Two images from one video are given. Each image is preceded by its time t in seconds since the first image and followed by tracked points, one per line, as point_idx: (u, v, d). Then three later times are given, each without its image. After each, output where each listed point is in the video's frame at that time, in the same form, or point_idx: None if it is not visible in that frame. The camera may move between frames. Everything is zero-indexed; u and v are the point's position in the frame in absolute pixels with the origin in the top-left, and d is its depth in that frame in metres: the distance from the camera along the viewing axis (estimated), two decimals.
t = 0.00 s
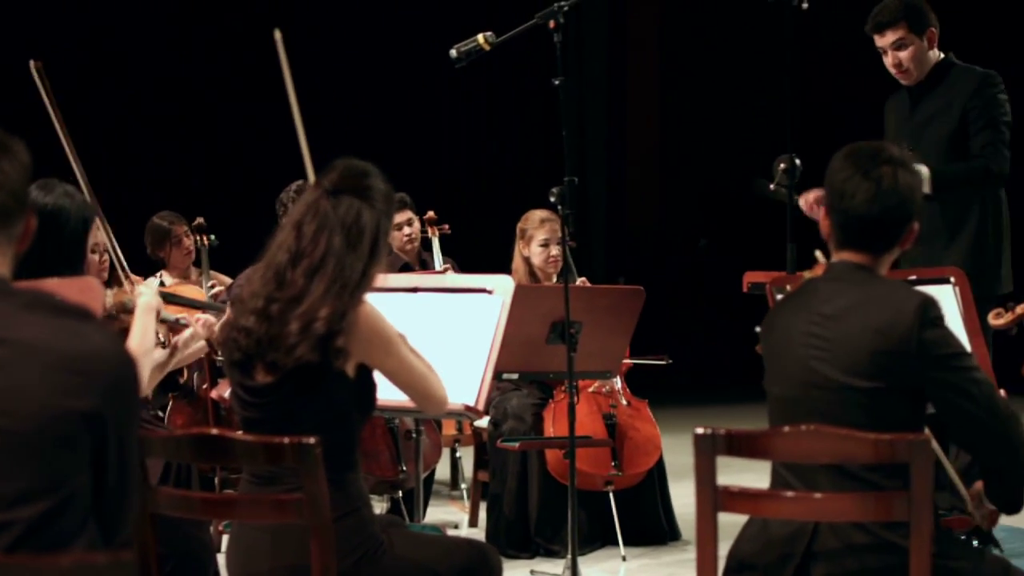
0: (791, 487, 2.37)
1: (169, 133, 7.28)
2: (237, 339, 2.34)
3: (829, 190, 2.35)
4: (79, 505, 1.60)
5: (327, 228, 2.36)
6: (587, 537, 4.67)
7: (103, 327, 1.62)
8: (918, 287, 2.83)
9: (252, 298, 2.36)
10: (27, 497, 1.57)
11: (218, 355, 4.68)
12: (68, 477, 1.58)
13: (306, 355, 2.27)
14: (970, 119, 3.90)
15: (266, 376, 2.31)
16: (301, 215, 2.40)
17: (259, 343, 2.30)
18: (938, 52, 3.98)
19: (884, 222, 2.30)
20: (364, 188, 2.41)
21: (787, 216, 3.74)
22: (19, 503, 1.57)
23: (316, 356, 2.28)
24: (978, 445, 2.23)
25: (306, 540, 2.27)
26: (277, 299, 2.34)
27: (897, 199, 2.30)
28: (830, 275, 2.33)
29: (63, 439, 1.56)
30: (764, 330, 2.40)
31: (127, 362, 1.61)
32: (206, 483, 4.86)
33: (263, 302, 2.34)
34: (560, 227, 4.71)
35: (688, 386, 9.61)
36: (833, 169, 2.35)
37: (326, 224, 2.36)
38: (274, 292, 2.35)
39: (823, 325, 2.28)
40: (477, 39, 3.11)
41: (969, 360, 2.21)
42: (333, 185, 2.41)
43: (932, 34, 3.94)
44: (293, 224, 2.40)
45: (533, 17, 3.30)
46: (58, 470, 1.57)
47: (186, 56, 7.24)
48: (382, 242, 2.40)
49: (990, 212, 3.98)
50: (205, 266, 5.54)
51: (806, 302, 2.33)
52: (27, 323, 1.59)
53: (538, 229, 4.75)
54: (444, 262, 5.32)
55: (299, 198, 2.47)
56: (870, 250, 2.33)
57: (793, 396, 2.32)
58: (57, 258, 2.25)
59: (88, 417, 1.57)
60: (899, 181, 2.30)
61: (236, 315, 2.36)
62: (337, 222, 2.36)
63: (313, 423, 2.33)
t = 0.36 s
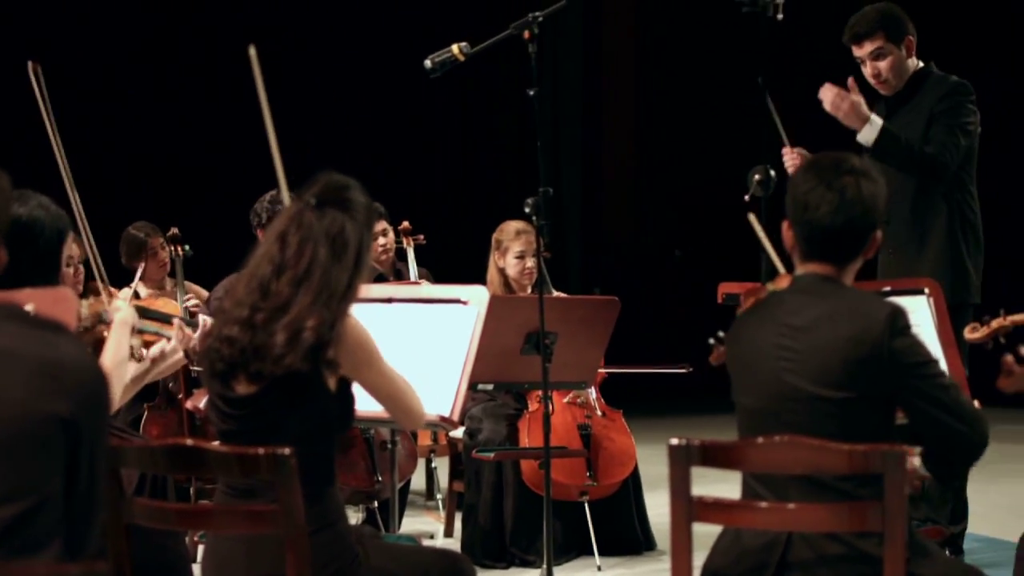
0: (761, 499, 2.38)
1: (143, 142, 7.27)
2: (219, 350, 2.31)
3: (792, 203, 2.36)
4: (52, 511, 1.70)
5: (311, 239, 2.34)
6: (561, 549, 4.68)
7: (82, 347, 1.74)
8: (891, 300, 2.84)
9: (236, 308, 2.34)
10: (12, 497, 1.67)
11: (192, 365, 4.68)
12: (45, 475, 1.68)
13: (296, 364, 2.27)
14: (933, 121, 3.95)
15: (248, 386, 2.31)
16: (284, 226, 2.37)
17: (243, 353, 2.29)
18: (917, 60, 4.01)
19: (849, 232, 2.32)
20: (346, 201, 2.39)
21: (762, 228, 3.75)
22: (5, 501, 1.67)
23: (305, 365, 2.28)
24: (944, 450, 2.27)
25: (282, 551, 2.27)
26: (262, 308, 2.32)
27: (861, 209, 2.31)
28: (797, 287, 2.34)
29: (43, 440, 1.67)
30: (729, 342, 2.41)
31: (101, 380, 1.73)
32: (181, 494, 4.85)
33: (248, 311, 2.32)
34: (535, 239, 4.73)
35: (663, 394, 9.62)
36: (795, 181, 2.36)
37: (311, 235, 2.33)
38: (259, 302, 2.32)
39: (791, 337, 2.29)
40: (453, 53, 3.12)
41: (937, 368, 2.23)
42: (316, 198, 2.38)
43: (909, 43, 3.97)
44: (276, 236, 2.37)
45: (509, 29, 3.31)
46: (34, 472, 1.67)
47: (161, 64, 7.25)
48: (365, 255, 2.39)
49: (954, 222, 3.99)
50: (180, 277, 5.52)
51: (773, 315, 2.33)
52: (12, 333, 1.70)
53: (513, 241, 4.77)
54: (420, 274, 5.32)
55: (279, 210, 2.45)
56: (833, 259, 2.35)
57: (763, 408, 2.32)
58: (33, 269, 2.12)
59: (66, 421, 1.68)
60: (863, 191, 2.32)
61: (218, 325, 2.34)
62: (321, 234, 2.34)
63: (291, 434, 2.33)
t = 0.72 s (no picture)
0: (744, 507, 2.38)
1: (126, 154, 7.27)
2: (207, 361, 2.32)
3: (777, 210, 2.36)
4: (45, 520, 1.74)
5: (300, 251, 2.31)
6: (543, 555, 4.69)
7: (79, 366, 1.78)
8: (874, 308, 2.86)
9: (224, 318, 2.34)
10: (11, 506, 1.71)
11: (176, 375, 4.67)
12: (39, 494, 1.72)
13: (284, 376, 2.26)
14: (917, 133, 3.95)
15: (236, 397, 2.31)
16: (273, 237, 2.34)
17: (230, 363, 2.29)
18: (900, 70, 4.02)
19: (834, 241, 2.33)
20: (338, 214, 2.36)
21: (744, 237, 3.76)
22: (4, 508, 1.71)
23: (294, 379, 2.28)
24: (917, 454, 2.31)
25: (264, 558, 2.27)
26: (250, 318, 2.31)
27: (847, 219, 2.33)
28: (781, 295, 2.33)
29: (41, 457, 1.71)
30: (709, 350, 2.40)
31: (97, 397, 1.77)
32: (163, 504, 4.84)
33: (237, 320, 2.31)
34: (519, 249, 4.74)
35: (646, 404, 9.63)
36: (780, 189, 2.36)
37: (299, 246, 2.30)
38: (247, 312, 2.31)
39: (774, 346, 2.29)
40: (436, 62, 3.13)
41: (915, 377, 2.27)
42: (307, 208, 2.35)
43: (891, 53, 3.97)
44: (266, 246, 2.34)
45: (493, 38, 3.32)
46: (31, 485, 1.71)
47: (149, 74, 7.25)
48: (354, 269, 2.35)
49: (938, 236, 4.01)
50: (162, 287, 5.51)
51: (758, 322, 2.33)
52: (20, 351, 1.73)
53: (498, 251, 4.78)
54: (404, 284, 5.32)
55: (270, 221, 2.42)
56: (817, 269, 2.36)
57: (747, 416, 2.32)
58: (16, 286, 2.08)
59: (65, 439, 1.73)
60: (848, 202, 2.33)
61: (205, 335, 2.34)
62: (308, 245, 2.31)
63: (275, 443, 2.33)
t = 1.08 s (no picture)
0: (735, 511, 2.38)
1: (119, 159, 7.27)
2: (199, 368, 2.32)
3: (775, 216, 2.37)
4: (48, 540, 1.65)
5: (292, 257, 2.31)
6: (534, 562, 4.69)
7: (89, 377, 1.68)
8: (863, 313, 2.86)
9: (215, 326, 2.34)
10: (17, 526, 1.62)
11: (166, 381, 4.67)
12: (36, 514, 1.62)
13: (275, 385, 2.26)
14: (906, 141, 3.96)
15: (226, 403, 2.31)
16: (266, 245, 2.35)
17: (220, 370, 2.29)
18: (890, 77, 4.03)
19: (832, 248, 2.33)
20: (330, 220, 2.36)
21: (735, 243, 3.77)
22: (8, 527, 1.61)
23: (285, 388, 2.28)
24: (910, 464, 2.31)
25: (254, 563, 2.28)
26: (241, 325, 2.31)
27: (845, 226, 2.33)
28: (775, 302, 2.34)
29: (39, 476, 1.61)
30: (706, 356, 2.41)
31: (108, 411, 1.67)
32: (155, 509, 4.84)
33: (228, 328, 2.32)
34: (510, 255, 4.75)
35: (638, 409, 9.65)
36: (779, 195, 2.37)
37: (291, 254, 2.31)
38: (239, 320, 2.31)
39: (767, 352, 2.29)
40: (427, 68, 3.13)
41: (910, 386, 2.27)
42: (301, 215, 2.35)
43: (879, 61, 3.98)
44: (258, 253, 2.35)
45: (486, 43, 3.32)
46: (30, 503, 1.61)
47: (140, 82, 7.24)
48: (347, 275, 2.36)
49: (927, 242, 4.01)
50: (154, 292, 5.50)
51: (751, 328, 2.34)
52: (21, 359, 1.61)
53: (488, 256, 4.78)
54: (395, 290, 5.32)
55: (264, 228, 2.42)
56: (815, 277, 2.36)
57: (738, 422, 2.33)
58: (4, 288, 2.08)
59: (68, 454, 1.62)
60: (847, 209, 2.33)
61: (197, 343, 2.34)
62: (300, 253, 2.31)
63: (267, 449, 2.33)
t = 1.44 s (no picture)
0: (734, 514, 2.38)
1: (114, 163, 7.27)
2: (195, 370, 2.32)
3: (784, 219, 2.38)
4: (55, 562, 1.62)
5: (289, 261, 2.32)
6: (530, 563, 4.70)
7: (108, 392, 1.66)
8: (860, 315, 2.86)
9: (211, 328, 2.34)
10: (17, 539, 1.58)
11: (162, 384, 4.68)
12: (44, 532, 1.59)
13: (272, 389, 2.26)
14: (896, 144, 3.97)
15: (222, 406, 2.31)
16: (262, 248, 2.35)
17: (216, 373, 2.29)
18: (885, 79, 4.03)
19: (839, 253, 2.34)
20: (327, 224, 2.36)
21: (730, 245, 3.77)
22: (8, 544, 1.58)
23: (282, 391, 2.28)
24: (914, 473, 2.32)
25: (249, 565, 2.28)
26: (238, 328, 2.31)
27: (853, 229, 2.34)
28: (779, 306, 2.34)
29: (44, 495, 1.58)
30: (712, 357, 2.41)
31: (125, 428, 1.65)
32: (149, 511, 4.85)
33: (223, 331, 2.32)
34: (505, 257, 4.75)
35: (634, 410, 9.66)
36: (788, 199, 2.38)
37: (288, 257, 2.31)
38: (236, 323, 2.32)
39: (769, 355, 2.30)
40: (423, 70, 3.13)
41: (910, 391, 2.27)
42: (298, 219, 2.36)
43: (868, 65, 4.00)
44: (255, 256, 2.35)
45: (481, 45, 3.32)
46: (38, 522, 1.59)
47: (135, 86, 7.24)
48: (344, 279, 2.36)
49: (918, 245, 4.02)
50: (151, 295, 5.49)
51: (753, 332, 2.34)
52: (35, 371, 1.59)
53: (483, 258, 4.79)
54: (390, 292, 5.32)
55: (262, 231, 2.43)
56: (822, 282, 2.36)
57: (739, 425, 2.33)
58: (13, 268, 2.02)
59: (75, 475, 1.59)
60: (857, 213, 2.34)
61: (193, 345, 2.34)
62: (297, 257, 2.31)
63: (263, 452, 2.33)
